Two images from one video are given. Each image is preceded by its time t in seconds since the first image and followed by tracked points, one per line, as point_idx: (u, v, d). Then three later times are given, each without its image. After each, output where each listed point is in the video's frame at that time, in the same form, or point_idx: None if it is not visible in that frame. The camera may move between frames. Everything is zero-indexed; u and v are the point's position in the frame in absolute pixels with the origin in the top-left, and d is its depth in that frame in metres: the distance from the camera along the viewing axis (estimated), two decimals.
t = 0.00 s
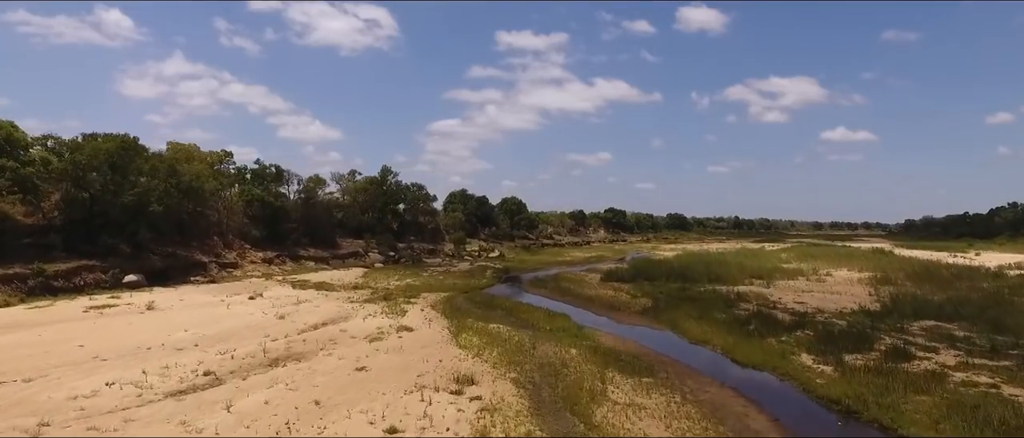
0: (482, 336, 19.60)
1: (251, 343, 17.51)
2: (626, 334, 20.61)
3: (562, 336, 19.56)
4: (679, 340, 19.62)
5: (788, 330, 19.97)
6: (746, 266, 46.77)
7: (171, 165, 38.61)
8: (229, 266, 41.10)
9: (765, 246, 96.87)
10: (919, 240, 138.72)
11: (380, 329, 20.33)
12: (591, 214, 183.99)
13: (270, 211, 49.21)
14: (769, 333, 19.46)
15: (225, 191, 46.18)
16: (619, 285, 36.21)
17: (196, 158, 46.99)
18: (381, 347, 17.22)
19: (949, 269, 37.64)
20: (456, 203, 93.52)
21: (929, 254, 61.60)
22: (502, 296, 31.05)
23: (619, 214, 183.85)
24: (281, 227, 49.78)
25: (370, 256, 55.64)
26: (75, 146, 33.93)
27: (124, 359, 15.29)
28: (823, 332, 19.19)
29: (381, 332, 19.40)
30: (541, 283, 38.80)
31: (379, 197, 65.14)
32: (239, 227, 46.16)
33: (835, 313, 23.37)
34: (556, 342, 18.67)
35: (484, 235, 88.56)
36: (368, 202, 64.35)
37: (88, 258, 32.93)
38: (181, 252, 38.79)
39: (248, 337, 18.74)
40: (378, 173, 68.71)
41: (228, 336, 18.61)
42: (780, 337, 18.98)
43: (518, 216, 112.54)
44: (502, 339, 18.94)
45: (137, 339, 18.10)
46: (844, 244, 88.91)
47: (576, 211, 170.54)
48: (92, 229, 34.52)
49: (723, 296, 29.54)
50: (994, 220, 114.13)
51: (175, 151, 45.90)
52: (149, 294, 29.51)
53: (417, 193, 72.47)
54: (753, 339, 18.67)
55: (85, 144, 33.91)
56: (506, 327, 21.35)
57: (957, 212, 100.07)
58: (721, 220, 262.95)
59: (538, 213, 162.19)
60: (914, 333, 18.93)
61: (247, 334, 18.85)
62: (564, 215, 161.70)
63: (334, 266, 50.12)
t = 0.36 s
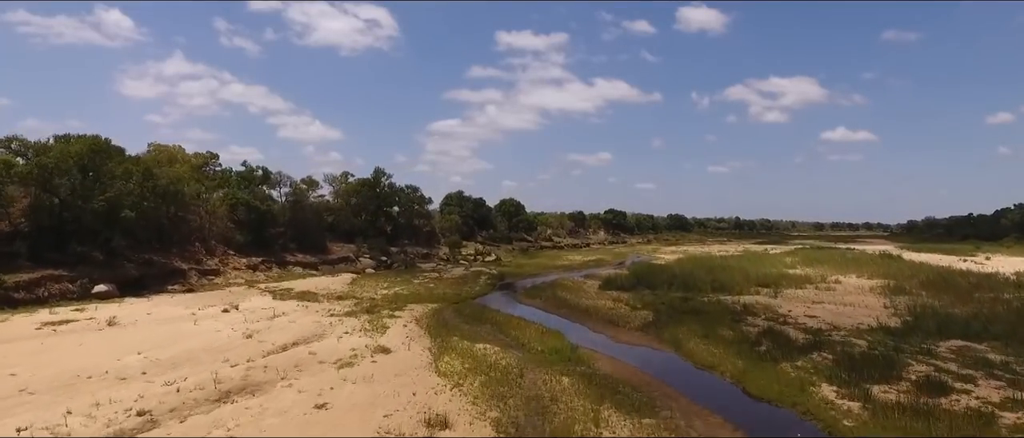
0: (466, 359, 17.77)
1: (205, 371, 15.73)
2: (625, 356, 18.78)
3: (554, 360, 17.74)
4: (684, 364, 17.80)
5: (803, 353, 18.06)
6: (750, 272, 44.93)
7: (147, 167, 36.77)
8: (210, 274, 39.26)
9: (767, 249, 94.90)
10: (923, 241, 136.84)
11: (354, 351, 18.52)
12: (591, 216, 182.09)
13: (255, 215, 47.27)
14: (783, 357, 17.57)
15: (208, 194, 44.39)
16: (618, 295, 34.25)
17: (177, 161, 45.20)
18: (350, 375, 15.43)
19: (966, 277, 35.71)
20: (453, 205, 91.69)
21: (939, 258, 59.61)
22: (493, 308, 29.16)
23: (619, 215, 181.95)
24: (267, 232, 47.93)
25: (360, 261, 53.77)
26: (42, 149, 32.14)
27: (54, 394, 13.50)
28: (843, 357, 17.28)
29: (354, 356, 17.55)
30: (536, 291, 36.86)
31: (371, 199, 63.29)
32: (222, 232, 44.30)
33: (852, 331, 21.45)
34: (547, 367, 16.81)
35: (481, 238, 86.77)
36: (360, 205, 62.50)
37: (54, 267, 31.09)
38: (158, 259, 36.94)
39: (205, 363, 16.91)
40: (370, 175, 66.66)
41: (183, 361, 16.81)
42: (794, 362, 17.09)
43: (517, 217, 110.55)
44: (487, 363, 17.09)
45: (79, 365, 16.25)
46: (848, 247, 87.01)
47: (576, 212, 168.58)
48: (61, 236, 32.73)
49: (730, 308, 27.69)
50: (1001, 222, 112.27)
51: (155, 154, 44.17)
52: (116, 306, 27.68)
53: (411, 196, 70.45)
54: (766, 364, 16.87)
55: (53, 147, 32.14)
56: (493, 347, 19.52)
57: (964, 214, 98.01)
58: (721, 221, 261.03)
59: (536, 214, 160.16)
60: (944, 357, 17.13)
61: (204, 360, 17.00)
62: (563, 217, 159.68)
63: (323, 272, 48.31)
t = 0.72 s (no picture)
0: (446, 390, 15.92)
1: (148, 407, 13.91)
2: (624, 386, 16.92)
3: (544, 391, 15.88)
4: (690, 395, 15.96)
5: (822, 382, 16.24)
6: (755, 279, 43.09)
7: (121, 171, 34.98)
8: (190, 283, 37.41)
9: (771, 252, 92.96)
10: (928, 243, 134.86)
11: (323, 379, 16.68)
12: (592, 217, 180.25)
13: (240, 220, 45.49)
14: (800, 387, 15.76)
15: (189, 199, 42.63)
16: (618, 306, 32.39)
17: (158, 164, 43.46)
18: (311, 413, 13.60)
19: (985, 287, 33.80)
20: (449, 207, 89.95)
21: (950, 263, 57.61)
22: (483, 323, 27.34)
23: (620, 216, 180.04)
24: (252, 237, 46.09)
25: (351, 267, 51.99)
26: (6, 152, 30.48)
27: None
28: (867, 389, 15.47)
29: (320, 386, 15.74)
30: (531, 301, 34.98)
31: (364, 203, 61.50)
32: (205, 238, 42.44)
33: (872, 353, 19.63)
34: (536, 400, 15.01)
35: (479, 242, 85.08)
36: (352, 209, 60.68)
37: (18, 278, 29.35)
38: (133, 267, 35.11)
39: (153, 396, 15.07)
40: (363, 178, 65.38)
41: (128, 393, 15.00)
42: (814, 395, 15.25)
43: (515, 219, 108.72)
44: (469, 395, 15.28)
45: (8, 399, 14.41)
46: (854, 251, 85.10)
47: (576, 213, 166.68)
48: (27, 244, 30.97)
49: (737, 323, 25.84)
50: (1008, 224, 110.28)
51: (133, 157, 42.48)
52: (80, 321, 25.87)
53: (405, 199, 68.88)
54: (782, 397, 15.04)
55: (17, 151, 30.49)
56: (478, 374, 17.71)
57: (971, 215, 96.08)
58: (723, 222, 259.04)
59: (536, 216, 158.23)
60: (982, 389, 15.30)
61: (151, 391, 15.19)
62: (563, 218, 157.77)
63: (311, 279, 46.55)
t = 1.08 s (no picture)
0: (421, 427, 14.09)
1: None
2: (622, 422, 15.09)
3: (532, 430, 14.07)
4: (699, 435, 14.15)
5: (845, 419, 14.43)
6: (760, 288, 41.27)
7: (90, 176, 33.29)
8: (167, 293, 35.60)
9: (774, 256, 91.10)
10: (933, 246, 132.94)
11: (284, 413, 14.83)
12: (591, 218, 178.41)
13: (223, 226, 43.67)
14: (820, 425, 13.96)
15: (168, 204, 40.85)
16: (616, 319, 30.58)
17: (137, 169, 41.65)
18: None
19: (1006, 299, 31.92)
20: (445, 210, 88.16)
21: (961, 269, 55.73)
22: (472, 340, 25.48)
23: (620, 217, 178.20)
24: (236, 243, 44.29)
25: (340, 274, 50.16)
26: None
27: None
28: (897, 429, 13.63)
29: (278, 425, 13.91)
30: (525, 312, 33.14)
31: (355, 206, 59.68)
32: (185, 245, 40.62)
33: (896, 380, 17.79)
34: None
35: (475, 245, 83.21)
36: (343, 213, 58.85)
37: None
38: (106, 277, 33.30)
39: None
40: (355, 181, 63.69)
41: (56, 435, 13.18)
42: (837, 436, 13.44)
43: (513, 222, 106.90)
44: (446, 435, 13.45)
45: None
46: (859, 255, 83.30)
47: (575, 215, 164.95)
48: None
49: (744, 341, 24.06)
50: (1016, 227, 108.25)
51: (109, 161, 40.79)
52: (37, 338, 24.04)
53: (399, 203, 67.12)
54: None
55: None
56: (459, 406, 15.87)
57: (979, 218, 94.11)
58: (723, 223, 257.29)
59: (535, 217, 156.17)
60: None
61: (84, 432, 13.33)
62: (562, 220, 156.00)
63: (298, 287, 44.75)
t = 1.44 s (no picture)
0: None
1: None
2: None
3: None
4: None
5: None
6: (765, 296, 39.55)
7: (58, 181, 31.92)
8: (144, 303, 33.92)
9: (777, 259, 89.47)
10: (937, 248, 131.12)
11: None
12: (591, 219, 176.60)
13: (207, 231, 41.89)
14: None
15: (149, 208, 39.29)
16: (616, 332, 28.88)
17: (115, 172, 40.04)
18: None
19: None
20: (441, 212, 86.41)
21: (971, 274, 53.93)
22: (460, 358, 23.72)
23: (620, 219, 176.38)
24: (220, 249, 42.58)
25: (330, 280, 48.49)
26: None
27: None
28: None
29: None
30: (519, 324, 31.48)
31: (346, 210, 57.97)
32: (166, 252, 38.90)
33: (924, 409, 16.10)
34: None
35: (471, 249, 81.47)
36: (334, 216, 57.15)
37: None
38: (79, 286, 31.60)
39: None
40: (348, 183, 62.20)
41: None
42: None
43: (511, 224, 105.14)
44: None
45: None
46: (863, 258, 81.61)
47: (575, 216, 163.38)
48: None
49: (752, 359, 22.38)
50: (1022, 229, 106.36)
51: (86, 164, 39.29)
52: None
53: (393, 206, 65.55)
54: None
55: None
56: None
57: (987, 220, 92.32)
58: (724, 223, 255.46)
59: (534, 219, 154.33)
60: None
61: None
62: (561, 221, 153.86)
63: (285, 295, 43.11)
